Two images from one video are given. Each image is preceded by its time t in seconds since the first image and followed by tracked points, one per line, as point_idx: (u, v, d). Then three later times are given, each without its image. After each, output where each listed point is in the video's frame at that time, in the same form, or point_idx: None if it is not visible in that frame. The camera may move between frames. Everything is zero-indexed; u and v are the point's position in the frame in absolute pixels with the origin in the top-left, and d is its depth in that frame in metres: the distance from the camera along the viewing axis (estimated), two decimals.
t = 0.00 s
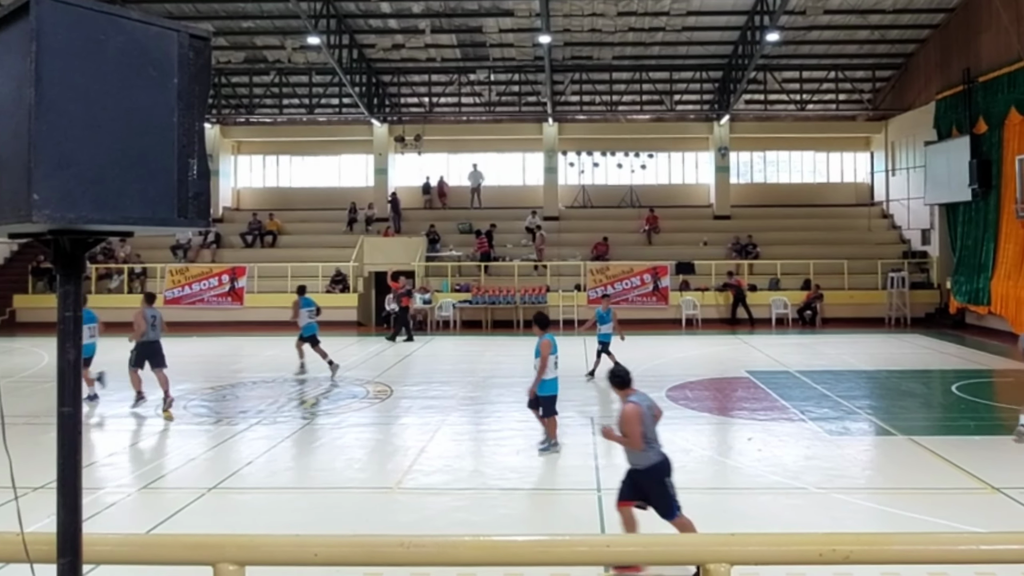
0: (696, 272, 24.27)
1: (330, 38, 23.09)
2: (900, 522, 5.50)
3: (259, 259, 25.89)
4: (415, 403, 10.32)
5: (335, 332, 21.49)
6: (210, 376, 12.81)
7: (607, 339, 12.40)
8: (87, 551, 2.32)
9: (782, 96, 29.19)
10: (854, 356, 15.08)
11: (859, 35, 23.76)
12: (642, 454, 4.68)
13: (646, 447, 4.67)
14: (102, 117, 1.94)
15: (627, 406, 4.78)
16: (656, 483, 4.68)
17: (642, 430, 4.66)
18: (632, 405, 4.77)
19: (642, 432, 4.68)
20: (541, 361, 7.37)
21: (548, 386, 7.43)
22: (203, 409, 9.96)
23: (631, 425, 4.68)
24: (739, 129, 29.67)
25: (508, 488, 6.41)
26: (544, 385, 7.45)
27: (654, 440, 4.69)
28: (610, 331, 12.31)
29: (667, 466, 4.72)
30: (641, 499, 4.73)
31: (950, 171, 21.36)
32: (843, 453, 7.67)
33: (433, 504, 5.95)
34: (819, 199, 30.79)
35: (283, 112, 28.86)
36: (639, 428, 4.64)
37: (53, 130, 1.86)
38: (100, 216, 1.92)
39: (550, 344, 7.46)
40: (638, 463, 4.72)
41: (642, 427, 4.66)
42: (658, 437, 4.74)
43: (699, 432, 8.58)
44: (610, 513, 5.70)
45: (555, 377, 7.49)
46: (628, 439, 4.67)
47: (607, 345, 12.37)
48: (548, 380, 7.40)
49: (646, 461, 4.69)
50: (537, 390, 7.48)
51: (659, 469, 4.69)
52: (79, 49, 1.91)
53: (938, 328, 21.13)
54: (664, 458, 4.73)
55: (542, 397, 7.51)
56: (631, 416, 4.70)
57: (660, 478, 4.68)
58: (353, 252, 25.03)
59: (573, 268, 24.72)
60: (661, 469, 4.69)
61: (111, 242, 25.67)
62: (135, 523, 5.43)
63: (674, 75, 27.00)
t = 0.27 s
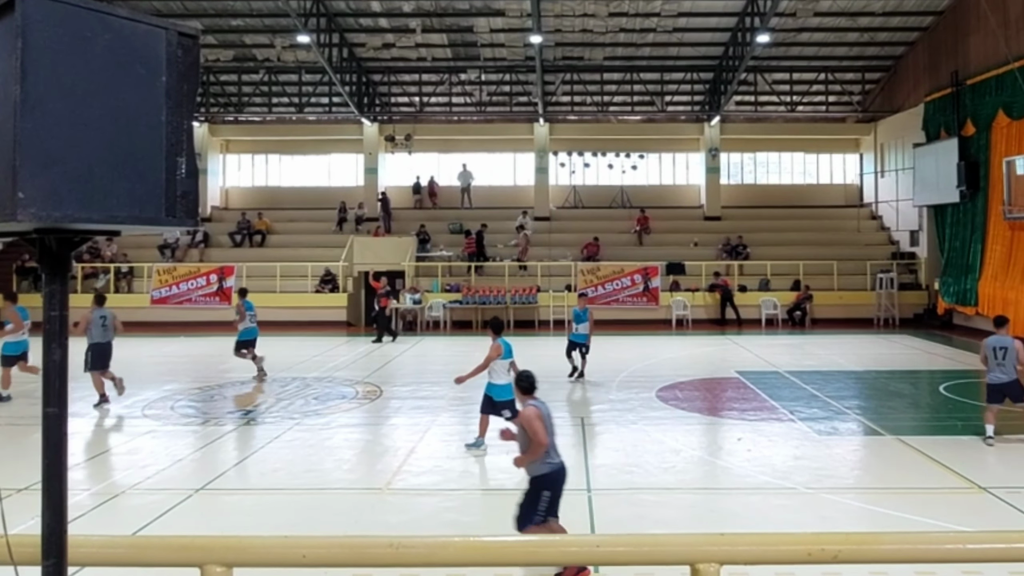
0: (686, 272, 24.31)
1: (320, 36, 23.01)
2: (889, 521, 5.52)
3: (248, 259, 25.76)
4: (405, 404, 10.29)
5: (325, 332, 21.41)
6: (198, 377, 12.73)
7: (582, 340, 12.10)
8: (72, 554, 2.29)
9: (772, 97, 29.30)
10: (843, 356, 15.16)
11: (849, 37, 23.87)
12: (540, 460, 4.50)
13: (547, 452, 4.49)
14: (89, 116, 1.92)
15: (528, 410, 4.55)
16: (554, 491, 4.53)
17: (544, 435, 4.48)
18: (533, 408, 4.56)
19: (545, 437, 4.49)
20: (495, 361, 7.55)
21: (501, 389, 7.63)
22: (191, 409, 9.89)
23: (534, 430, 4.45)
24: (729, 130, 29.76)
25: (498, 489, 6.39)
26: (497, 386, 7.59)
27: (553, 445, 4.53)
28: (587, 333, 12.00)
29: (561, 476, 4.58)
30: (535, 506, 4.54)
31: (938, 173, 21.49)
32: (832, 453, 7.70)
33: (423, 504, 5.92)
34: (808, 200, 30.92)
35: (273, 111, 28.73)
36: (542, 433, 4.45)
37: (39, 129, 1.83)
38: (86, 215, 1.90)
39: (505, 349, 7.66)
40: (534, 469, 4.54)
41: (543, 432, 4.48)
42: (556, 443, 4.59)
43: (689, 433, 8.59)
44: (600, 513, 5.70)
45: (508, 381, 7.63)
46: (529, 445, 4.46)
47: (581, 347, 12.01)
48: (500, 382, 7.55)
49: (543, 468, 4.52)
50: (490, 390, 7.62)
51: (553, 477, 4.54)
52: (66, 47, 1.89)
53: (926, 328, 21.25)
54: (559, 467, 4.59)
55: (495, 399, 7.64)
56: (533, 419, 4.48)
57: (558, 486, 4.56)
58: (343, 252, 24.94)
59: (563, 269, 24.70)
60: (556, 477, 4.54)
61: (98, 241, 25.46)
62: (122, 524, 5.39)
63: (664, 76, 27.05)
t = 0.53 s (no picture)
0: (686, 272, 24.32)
1: (321, 35, 23.01)
2: (888, 521, 5.52)
3: (247, 258, 25.75)
4: (404, 403, 10.28)
5: (324, 331, 21.39)
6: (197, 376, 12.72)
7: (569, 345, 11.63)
8: (71, 554, 2.29)
9: (772, 97, 29.31)
10: (842, 356, 15.16)
11: (849, 38, 23.87)
12: (440, 465, 4.45)
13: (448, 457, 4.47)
14: (90, 115, 1.92)
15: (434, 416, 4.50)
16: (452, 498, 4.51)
17: (447, 443, 4.46)
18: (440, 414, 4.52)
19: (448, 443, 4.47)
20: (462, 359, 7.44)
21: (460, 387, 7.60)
22: (190, 408, 9.89)
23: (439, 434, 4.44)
24: (729, 130, 29.76)
25: (497, 488, 6.39)
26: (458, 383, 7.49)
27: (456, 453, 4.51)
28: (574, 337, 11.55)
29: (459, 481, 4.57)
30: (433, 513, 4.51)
31: (938, 173, 21.49)
32: (831, 453, 7.70)
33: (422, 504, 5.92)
34: (808, 200, 30.93)
35: (273, 110, 28.73)
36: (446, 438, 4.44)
37: (40, 127, 1.83)
38: (86, 214, 1.90)
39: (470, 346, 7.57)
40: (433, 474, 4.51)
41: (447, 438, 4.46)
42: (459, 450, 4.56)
43: (689, 432, 8.58)
44: (599, 513, 5.70)
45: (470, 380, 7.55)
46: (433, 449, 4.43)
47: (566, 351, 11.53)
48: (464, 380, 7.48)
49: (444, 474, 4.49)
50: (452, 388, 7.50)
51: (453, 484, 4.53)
52: (66, 46, 1.89)
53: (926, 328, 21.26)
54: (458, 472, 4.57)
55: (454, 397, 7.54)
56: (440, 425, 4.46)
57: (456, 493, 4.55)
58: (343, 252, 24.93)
59: (563, 269, 24.68)
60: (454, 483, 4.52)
61: (97, 240, 25.45)
62: (121, 523, 5.39)
63: (664, 75, 27.05)
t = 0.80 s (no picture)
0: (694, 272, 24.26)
1: (329, 35, 23.06)
2: (896, 522, 5.50)
3: (256, 256, 25.84)
4: (412, 401, 10.30)
5: (332, 329, 21.45)
6: (207, 374, 12.78)
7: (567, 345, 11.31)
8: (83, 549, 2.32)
9: (781, 96, 29.20)
10: (851, 356, 15.10)
11: (858, 36, 23.75)
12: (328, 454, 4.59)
13: (334, 446, 4.58)
14: (101, 114, 1.94)
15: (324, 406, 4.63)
16: (343, 486, 4.59)
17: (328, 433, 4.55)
18: (329, 405, 4.64)
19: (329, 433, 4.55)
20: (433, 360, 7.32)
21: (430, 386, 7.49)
22: (200, 406, 9.94)
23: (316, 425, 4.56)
24: (737, 129, 29.66)
25: (505, 487, 6.40)
26: (431, 383, 7.40)
27: (343, 441, 4.60)
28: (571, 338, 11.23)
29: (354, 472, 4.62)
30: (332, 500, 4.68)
31: (949, 172, 21.35)
32: (840, 453, 7.67)
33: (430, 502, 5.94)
34: (816, 199, 30.81)
35: (282, 109, 28.81)
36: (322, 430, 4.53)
37: (52, 125, 1.85)
38: (98, 212, 1.92)
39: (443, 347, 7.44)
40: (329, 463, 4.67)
41: (328, 428, 4.55)
42: (350, 438, 4.63)
43: (697, 432, 8.57)
44: (607, 512, 5.70)
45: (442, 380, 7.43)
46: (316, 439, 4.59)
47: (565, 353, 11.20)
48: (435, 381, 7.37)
49: (336, 463, 4.62)
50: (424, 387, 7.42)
51: (345, 472, 4.61)
52: (78, 45, 1.91)
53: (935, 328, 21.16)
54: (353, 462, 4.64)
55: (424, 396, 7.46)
56: (324, 415, 4.56)
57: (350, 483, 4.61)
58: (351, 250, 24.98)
59: (571, 267, 24.70)
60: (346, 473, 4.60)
61: (107, 238, 25.59)
62: (132, 520, 5.43)
63: (673, 74, 26.96)
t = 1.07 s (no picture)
0: (708, 271, 24.16)
1: (345, 35, 23.17)
2: (913, 524, 5.46)
3: (272, 256, 26.01)
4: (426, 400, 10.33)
5: (347, 328, 21.56)
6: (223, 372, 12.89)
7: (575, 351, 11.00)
8: (105, 543, 2.36)
9: (796, 95, 29.02)
10: (867, 357, 14.98)
11: (875, 34, 23.54)
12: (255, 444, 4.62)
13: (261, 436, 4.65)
14: (122, 116, 1.97)
15: (244, 398, 4.61)
16: (262, 475, 4.69)
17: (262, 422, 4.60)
18: (251, 396, 4.64)
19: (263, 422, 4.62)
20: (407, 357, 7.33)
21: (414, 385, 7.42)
22: (217, 404, 10.03)
23: (251, 416, 4.55)
24: (752, 128, 29.52)
25: (519, 486, 6.41)
26: (412, 381, 7.45)
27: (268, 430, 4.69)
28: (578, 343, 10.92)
29: (276, 457, 4.77)
30: (236, 489, 4.65)
31: (966, 172, 21.13)
32: (856, 454, 7.64)
33: (445, 500, 5.96)
34: (832, 199, 30.60)
35: (297, 109, 28.98)
36: (261, 421, 4.56)
37: (76, 126, 1.89)
38: (120, 211, 1.95)
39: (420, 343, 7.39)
40: (247, 454, 4.64)
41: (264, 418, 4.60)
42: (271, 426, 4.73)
43: (711, 432, 8.54)
44: (620, 511, 5.70)
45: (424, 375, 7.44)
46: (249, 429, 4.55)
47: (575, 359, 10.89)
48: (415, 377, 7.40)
49: (254, 452, 4.67)
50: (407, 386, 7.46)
51: (267, 459, 4.71)
52: (99, 46, 1.94)
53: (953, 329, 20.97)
54: (273, 449, 4.78)
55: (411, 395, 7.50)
56: (251, 407, 4.57)
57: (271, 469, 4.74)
58: (366, 250, 25.09)
59: (585, 267, 24.69)
60: (270, 459, 4.73)
61: (126, 237, 25.86)
62: (151, 515, 5.48)
63: (687, 74, 26.85)
